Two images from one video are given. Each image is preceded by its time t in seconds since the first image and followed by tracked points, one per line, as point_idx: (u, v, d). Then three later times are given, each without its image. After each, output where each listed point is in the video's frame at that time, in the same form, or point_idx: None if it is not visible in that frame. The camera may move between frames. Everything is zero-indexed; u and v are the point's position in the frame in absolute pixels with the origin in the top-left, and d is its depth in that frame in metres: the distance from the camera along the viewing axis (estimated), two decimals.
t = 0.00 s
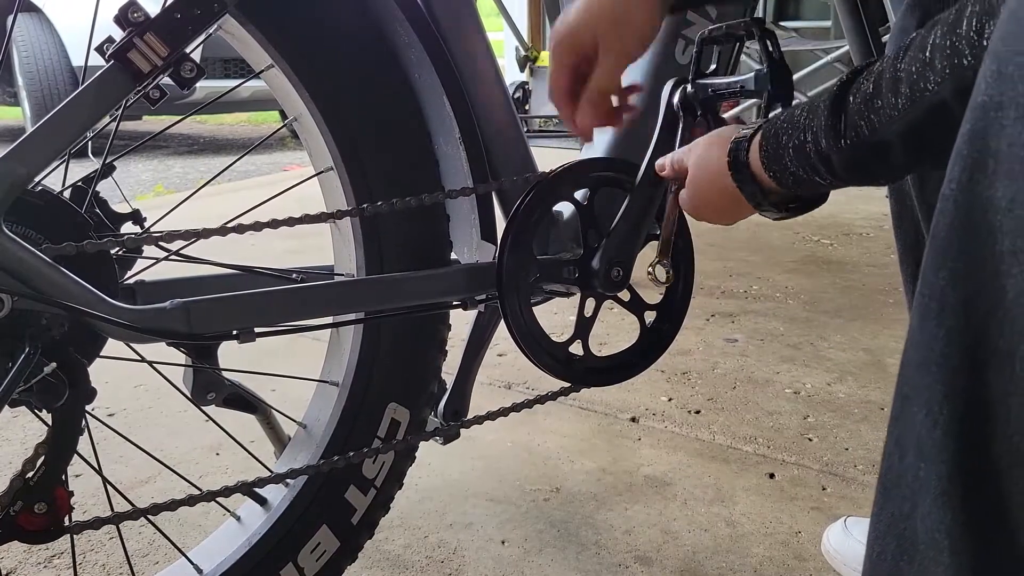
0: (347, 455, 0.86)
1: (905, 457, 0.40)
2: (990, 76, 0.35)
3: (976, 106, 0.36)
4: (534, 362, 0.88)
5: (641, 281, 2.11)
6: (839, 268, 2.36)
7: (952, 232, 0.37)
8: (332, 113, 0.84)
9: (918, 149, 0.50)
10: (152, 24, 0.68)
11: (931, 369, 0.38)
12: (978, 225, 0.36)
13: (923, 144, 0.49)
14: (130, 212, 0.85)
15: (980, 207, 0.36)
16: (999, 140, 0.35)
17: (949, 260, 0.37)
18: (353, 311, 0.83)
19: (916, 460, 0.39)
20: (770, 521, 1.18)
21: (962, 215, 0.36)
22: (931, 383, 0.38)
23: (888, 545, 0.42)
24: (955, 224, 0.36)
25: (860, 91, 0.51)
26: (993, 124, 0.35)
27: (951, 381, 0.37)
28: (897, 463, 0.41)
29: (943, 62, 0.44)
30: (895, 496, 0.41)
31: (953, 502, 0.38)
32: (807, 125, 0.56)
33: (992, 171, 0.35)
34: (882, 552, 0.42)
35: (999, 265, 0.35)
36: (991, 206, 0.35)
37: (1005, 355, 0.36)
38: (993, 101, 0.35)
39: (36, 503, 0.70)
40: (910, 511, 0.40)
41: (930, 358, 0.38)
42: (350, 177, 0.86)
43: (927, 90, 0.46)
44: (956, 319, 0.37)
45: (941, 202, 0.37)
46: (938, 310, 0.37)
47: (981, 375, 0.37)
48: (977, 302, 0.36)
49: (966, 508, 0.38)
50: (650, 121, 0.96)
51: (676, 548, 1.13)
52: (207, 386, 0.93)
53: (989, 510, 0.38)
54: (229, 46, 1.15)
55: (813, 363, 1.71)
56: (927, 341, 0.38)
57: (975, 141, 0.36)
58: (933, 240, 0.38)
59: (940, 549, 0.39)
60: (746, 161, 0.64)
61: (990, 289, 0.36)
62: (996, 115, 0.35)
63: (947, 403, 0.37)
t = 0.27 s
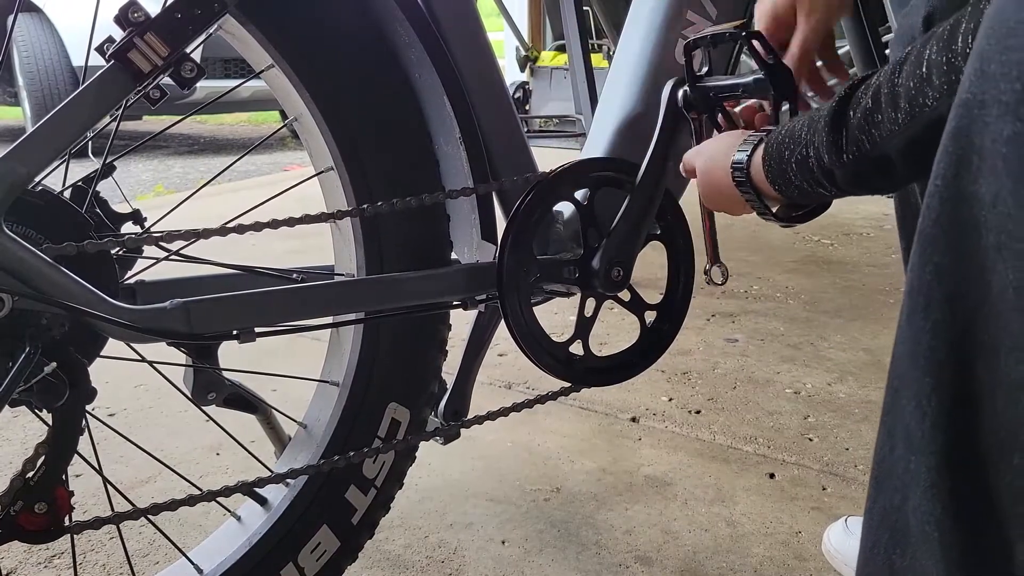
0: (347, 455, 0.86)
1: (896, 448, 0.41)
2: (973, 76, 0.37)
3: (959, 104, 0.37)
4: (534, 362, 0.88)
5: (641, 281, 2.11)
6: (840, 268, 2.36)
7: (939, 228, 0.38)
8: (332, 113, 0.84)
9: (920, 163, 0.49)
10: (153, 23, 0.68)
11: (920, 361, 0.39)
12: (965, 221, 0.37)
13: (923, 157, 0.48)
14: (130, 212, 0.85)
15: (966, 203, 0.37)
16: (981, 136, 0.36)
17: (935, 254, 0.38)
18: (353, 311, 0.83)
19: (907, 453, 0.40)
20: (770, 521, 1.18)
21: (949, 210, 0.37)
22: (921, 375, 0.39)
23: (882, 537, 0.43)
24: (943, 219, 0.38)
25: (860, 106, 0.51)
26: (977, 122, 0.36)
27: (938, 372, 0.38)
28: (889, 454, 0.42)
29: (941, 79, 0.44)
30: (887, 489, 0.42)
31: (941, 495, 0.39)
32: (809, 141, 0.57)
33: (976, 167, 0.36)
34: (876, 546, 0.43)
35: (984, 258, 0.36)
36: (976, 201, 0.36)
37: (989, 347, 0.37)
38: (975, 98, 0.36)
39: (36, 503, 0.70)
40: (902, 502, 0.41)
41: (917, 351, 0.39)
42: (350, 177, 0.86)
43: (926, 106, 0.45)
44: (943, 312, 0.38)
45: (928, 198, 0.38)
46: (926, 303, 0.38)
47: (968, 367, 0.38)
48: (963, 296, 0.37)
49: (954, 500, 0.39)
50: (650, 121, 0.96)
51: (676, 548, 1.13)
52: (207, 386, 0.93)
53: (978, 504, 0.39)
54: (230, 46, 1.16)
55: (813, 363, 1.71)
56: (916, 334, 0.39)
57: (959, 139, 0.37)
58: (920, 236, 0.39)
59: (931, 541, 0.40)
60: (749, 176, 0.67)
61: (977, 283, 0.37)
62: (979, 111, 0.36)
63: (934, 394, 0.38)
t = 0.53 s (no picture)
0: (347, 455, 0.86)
1: (893, 444, 0.44)
2: (966, 75, 0.39)
3: (953, 102, 0.39)
4: (533, 362, 0.87)
5: (641, 281, 2.11)
6: (839, 268, 2.36)
7: (934, 224, 0.40)
8: (332, 113, 0.84)
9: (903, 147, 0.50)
10: (153, 24, 0.68)
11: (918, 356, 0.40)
12: (959, 216, 0.39)
13: (910, 145, 0.49)
14: (130, 212, 0.85)
15: (960, 200, 0.39)
16: (973, 135, 0.38)
17: (930, 250, 0.40)
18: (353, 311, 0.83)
19: (903, 447, 0.43)
20: (770, 521, 1.18)
21: (944, 206, 0.40)
22: (917, 371, 0.41)
23: (879, 533, 0.45)
24: (936, 213, 0.40)
25: (852, 91, 0.52)
26: (969, 118, 0.38)
27: (933, 368, 0.40)
28: (886, 452, 0.44)
29: (929, 63, 0.45)
30: (883, 486, 0.45)
31: (937, 488, 0.41)
32: (801, 126, 0.58)
33: (970, 164, 0.38)
34: (874, 541, 0.46)
35: (976, 253, 0.39)
36: (971, 197, 0.39)
37: (984, 341, 0.39)
38: (967, 97, 0.38)
39: (36, 503, 0.70)
40: (899, 498, 0.44)
41: (913, 348, 0.41)
42: (350, 177, 0.86)
43: (914, 92, 0.46)
44: (938, 305, 0.40)
45: (923, 194, 0.40)
46: (921, 299, 0.41)
47: (963, 362, 0.40)
48: (960, 290, 0.40)
49: (950, 497, 0.41)
50: (650, 120, 0.96)
51: (676, 548, 1.13)
52: (207, 386, 0.93)
53: (972, 498, 0.41)
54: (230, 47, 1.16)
55: (813, 363, 1.71)
56: (912, 330, 0.41)
57: (954, 136, 0.39)
58: (914, 232, 0.41)
59: (927, 533, 0.42)
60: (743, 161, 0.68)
61: (971, 279, 0.39)
62: (971, 110, 0.38)
63: (930, 389, 0.40)
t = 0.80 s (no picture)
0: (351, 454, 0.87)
1: (887, 441, 0.41)
2: (959, 73, 0.37)
3: (947, 100, 0.38)
4: (534, 362, 0.87)
5: (641, 281, 2.11)
6: (840, 268, 2.36)
7: (926, 222, 0.38)
8: (332, 113, 0.84)
9: (896, 134, 0.50)
10: (152, 24, 0.68)
11: (909, 353, 0.39)
12: (952, 213, 0.37)
13: (904, 134, 0.49)
14: (130, 212, 0.85)
15: (953, 198, 0.37)
16: (966, 132, 0.36)
17: (923, 248, 0.38)
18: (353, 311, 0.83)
19: (898, 444, 0.40)
20: (770, 522, 1.18)
21: (937, 203, 0.38)
22: (909, 369, 0.39)
23: (875, 530, 0.43)
24: (930, 210, 0.38)
25: (849, 71, 0.52)
26: (961, 116, 0.37)
27: (926, 366, 0.38)
28: (882, 449, 0.42)
29: (937, 53, 0.44)
30: (879, 483, 0.42)
31: (931, 484, 0.39)
32: (789, 99, 0.58)
33: (962, 161, 0.37)
34: (869, 538, 0.44)
35: (969, 253, 0.37)
36: (963, 194, 0.37)
37: (976, 340, 0.37)
38: (960, 94, 0.37)
39: (36, 503, 0.70)
40: (895, 494, 0.41)
41: (906, 345, 0.39)
42: (350, 177, 0.86)
43: (918, 80, 0.46)
44: (932, 304, 0.38)
45: (916, 192, 0.38)
46: (915, 297, 0.38)
47: (955, 368, 0.38)
48: (949, 288, 0.38)
49: (945, 495, 0.39)
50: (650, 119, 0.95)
51: (676, 548, 1.13)
52: (207, 386, 0.93)
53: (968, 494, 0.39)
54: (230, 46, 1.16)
55: (814, 363, 1.71)
56: (904, 331, 0.39)
57: (946, 134, 0.37)
58: (907, 227, 0.39)
59: (922, 531, 0.40)
60: (717, 133, 0.68)
61: (964, 276, 0.37)
62: (963, 108, 0.36)
63: (924, 386, 0.38)
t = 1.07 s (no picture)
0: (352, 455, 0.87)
1: (896, 442, 0.40)
2: (976, 70, 0.37)
3: (961, 98, 0.37)
4: (534, 362, 0.87)
5: (641, 281, 2.11)
6: (839, 268, 2.36)
7: (938, 223, 0.38)
8: (332, 113, 0.84)
9: (921, 114, 0.49)
10: (152, 24, 0.68)
11: (918, 354, 0.38)
12: (965, 213, 0.37)
13: (931, 110, 0.49)
14: (130, 212, 0.85)
15: (966, 198, 0.37)
16: (980, 132, 0.36)
17: (934, 249, 0.38)
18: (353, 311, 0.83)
19: (907, 445, 0.40)
20: (770, 522, 1.18)
21: (949, 204, 0.37)
22: (919, 369, 0.38)
23: (881, 532, 0.42)
24: (942, 211, 0.37)
25: (879, 44, 0.50)
26: (976, 115, 0.36)
27: (936, 366, 0.38)
28: (888, 450, 0.41)
29: (971, 29, 0.43)
30: (885, 483, 0.41)
31: (939, 487, 0.38)
32: (816, 66, 0.55)
33: (977, 160, 0.36)
34: (875, 540, 0.42)
35: (981, 254, 0.36)
36: (977, 195, 0.36)
37: (987, 340, 0.37)
38: (975, 93, 0.36)
39: (36, 503, 0.70)
40: (902, 496, 0.40)
41: (916, 346, 0.39)
42: (350, 177, 0.86)
43: (949, 57, 0.45)
44: (944, 305, 0.38)
45: (928, 192, 0.38)
46: (925, 297, 0.38)
47: (966, 366, 0.38)
48: (961, 289, 0.37)
49: (955, 497, 0.39)
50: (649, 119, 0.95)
51: (676, 548, 1.13)
52: (207, 386, 0.93)
53: (975, 497, 0.39)
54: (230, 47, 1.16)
55: (814, 363, 1.71)
56: (914, 331, 0.39)
57: (961, 132, 0.37)
58: (919, 229, 0.39)
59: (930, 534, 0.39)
60: (741, 101, 0.62)
61: (976, 276, 0.37)
62: (977, 107, 0.36)
63: (934, 386, 0.38)
